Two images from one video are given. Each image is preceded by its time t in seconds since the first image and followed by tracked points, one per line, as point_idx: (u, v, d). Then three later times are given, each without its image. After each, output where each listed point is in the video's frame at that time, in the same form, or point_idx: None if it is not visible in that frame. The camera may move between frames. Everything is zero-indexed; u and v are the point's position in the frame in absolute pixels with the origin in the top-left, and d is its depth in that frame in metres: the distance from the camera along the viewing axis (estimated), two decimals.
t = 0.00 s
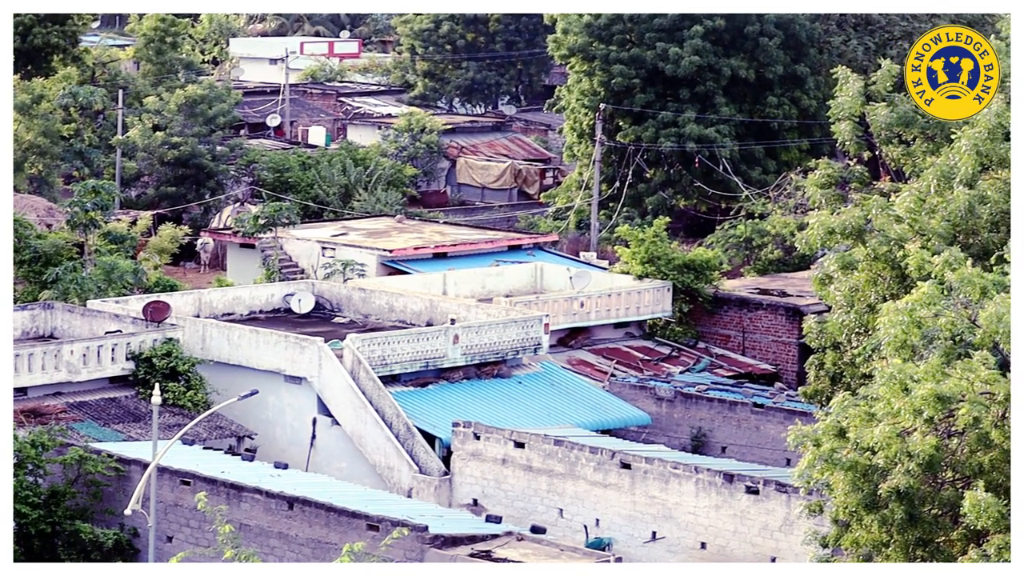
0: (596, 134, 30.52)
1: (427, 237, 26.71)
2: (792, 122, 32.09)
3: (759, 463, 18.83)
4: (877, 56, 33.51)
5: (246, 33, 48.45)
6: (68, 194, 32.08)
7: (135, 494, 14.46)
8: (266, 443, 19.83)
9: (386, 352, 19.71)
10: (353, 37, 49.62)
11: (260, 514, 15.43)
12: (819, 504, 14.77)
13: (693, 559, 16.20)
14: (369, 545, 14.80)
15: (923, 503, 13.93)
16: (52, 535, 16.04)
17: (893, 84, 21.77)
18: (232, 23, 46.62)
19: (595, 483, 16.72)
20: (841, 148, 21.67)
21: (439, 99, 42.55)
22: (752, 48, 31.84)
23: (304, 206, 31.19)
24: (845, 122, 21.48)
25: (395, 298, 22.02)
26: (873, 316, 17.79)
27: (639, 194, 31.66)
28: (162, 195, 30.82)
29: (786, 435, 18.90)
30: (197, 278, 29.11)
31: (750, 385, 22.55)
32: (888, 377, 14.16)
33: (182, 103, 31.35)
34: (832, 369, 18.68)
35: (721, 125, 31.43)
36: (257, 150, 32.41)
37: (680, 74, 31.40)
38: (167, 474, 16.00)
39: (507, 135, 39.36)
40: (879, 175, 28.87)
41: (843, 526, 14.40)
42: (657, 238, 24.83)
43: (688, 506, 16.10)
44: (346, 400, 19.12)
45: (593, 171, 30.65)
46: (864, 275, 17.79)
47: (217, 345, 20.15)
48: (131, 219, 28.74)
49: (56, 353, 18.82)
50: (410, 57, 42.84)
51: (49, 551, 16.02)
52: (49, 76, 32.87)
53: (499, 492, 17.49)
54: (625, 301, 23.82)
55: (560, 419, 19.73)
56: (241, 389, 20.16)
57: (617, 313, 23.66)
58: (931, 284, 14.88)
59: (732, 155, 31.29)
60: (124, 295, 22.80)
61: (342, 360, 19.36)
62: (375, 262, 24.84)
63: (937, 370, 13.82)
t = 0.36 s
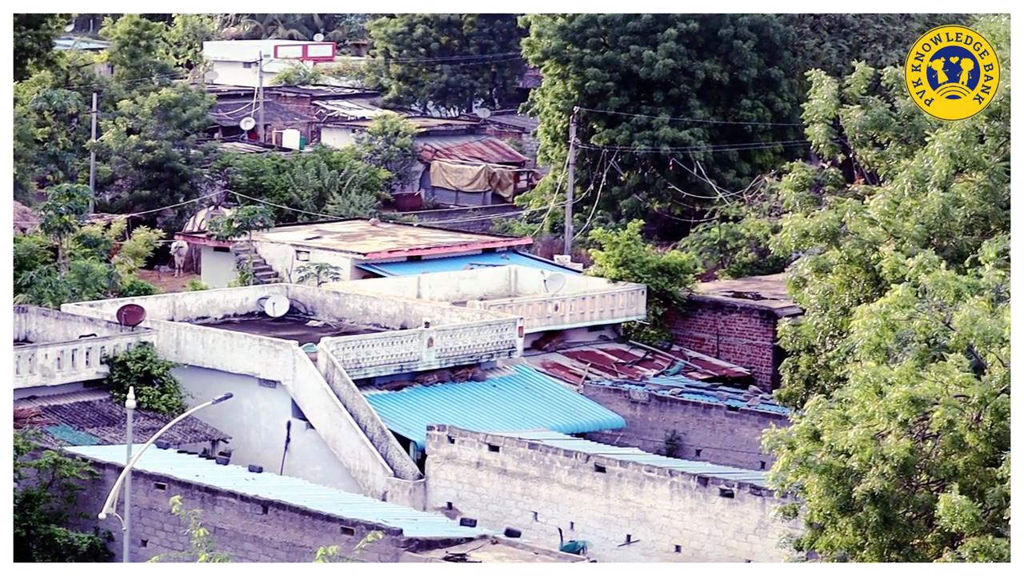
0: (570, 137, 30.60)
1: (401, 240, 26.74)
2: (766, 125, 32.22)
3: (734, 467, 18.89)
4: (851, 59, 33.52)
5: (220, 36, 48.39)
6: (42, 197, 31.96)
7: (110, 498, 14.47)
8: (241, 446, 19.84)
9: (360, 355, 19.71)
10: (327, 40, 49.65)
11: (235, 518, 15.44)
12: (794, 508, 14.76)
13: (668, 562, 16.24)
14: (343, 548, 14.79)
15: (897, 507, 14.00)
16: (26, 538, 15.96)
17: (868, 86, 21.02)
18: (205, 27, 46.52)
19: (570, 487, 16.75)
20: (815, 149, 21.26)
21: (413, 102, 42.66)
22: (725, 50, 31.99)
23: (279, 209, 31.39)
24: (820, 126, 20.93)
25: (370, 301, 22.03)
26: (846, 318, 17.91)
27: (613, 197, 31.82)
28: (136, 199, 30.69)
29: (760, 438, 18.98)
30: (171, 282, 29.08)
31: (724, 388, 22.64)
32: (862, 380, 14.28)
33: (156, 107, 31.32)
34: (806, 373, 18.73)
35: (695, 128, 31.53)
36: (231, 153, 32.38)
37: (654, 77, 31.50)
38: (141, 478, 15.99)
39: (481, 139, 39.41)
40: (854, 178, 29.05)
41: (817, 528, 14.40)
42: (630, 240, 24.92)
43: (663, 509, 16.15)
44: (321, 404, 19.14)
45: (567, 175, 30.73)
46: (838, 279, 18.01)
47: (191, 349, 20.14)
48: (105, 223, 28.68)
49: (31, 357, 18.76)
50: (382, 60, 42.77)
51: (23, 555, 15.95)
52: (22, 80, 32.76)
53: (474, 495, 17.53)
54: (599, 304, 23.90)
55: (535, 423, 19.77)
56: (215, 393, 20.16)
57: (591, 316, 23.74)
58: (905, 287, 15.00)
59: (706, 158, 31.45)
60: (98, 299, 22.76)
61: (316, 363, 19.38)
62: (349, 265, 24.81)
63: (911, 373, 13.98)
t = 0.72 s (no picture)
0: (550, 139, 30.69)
1: (382, 243, 26.78)
2: (745, 127, 32.34)
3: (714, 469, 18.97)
4: (831, 61, 33.65)
5: (199, 38, 48.37)
6: (22, 200, 31.82)
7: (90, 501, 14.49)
8: (221, 449, 19.88)
9: (340, 358, 19.76)
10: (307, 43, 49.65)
11: (215, 520, 15.46)
12: (774, 509, 14.87)
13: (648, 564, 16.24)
14: (323, 551, 14.76)
15: (877, 509, 14.02)
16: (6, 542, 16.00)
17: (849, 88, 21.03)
18: (185, 29, 46.48)
19: (550, 489, 16.74)
20: (794, 154, 21.09)
21: (392, 105, 42.67)
22: (705, 53, 32.10)
23: (259, 212, 31.48)
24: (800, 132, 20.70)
25: (350, 304, 22.09)
26: (826, 320, 18.01)
27: (593, 199, 32.00)
28: (115, 202, 30.64)
29: (741, 440, 19.07)
30: (151, 285, 29.09)
31: (703, 390, 22.75)
32: (843, 383, 14.43)
33: (136, 110, 31.30)
34: (786, 375, 18.82)
35: (675, 130, 31.62)
36: (210, 155, 32.36)
37: (634, 80, 31.62)
38: (121, 480, 16.01)
39: (461, 141, 39.45)
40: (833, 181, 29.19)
41: (797, 530, 14.48)
42: (610, 243, 24.84)
43: (643, 511, 16.14)
44: (301, 406, 19.13)
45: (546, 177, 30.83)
46: (817, 280, 18.13)
47: (171, 351, 20.17)
48: (85, 226, 28.65)
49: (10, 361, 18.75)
50: (363, 63, 43.07)
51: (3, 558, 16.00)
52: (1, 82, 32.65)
53: (454, 498, 17.46)
54: (579, 306, 24.01)
55: (515, 425, 19.74)
56: (195, 395, 20.19)
57: (570, 319, 23.84)
58: (885, 290, 15.12)
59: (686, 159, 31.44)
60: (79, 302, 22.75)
61: (296, 366, 19.39)
62: (330, 268, 24.87)
63: (891, 375, 14.07)
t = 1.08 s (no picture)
0: (522, 142, 30.86)
1: (354, 247, 26.88)
2: (718, 131, 32.52)
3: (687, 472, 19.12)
4: (803, 64, 33.91)
5: (172, 42, 48.38)
6: None
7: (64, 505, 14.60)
8: (193, 453, 19.97)
9: (313, 361, 19.87)
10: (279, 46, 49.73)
11: (187, 524, 15.55)
12: (746, 512, 14.83)
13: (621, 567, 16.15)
14: (296, 554, 14.80)
15: (850, 511, 13.80)
16: None
17: (821, 91, 20.70)
18: (157, 33, 46.46)
19: (522, 492, 16.68)
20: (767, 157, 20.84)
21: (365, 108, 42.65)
22: (678, 56, 32.26)
23: (231, 216, 31.53)
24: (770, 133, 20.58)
25: (322, 307, 22.24)
26: (799, 323, 17.95)
27: (565, 203, 32.12)
28: (88, 206, 30.67)
29: (713, 443, 19.20)
30: (124, 289, 29.13)
31: (676, 393, 22.88)
32: (814, 385, 14.08)
33: (109, 113, 31.35)
34: (759, 378, 18.92)
35: (648, 133, 31.80)
36: (183, 160, 32.47)
37: (606, 83, 31.85)
38: (94, 485, 16.12)
39: (433, 144, 39.58)
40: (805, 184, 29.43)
41: (770, 533, 14.25)
42: (582, 246, 25.19)
43: (615, 514, 16.08)
44: (274, 410, 19.24)
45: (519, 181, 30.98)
46: (790, 284, 18.08)
47: (143, 355, 20.27)
48: (58, 230, 28.68)
49: None
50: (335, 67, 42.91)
51: None
52: None
53: (427, 501, 17.43)
54: (552, 310, 24.17)
55: (487, 428, 19.84)
56: (167, 399, 20.30)
57: (543, 322, 23.99)
58: (857, 292, 15.06)
59: (658, 163, 31.75)
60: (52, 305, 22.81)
61: (269, 370, 19.52)
62: (302, 272, 25.05)
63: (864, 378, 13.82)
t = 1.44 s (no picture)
0: (501, 145, 30.83)
1: (333, 249, 26.83)
2: (697, 133, 32.51)
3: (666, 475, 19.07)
4: (782, 66, 33.93)
5: (150, 46, 48.28)
6: None
7: (44, 508, 14.51)
8: (173, 456, 19.93)
9: (291, 364, 19.77)
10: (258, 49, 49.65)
11: (167, 527, 15.48)
12: (725, 514, 14.62)
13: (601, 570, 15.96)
14: (275, 557, 14.76)
15: (829, 514, 13.64)
16: None
17: (800, 93, 20.69)
18: (135, 36, 46.36)
19: (501, 495, 16.56)
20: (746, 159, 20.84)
21: (344, 111, 42.40)
22: (657, 58, 32.25)
23: (210, 219, 31.46)
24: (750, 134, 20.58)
25: (301, 310, 22.16)
26: (778, 326, 17.85)
27: (544, 206, 32.10)
28: (68, 209, 30.46)
29: (692, 446, 19.16)
30: (103, 292, 29.03)
31: (655, 396, 22.85)
32: (793, 388, 14.09)
33: (88, 116, 31.26)
34: (738, 380, 18.86)
35: (626, 136, 31.80)
36: (162, 163, 32.35)
37: (585, 85, 31.77)
38: (73, 488, 16.05)
39: (412, 147, 39.54)
40: (784, 186, 29.52)
41: (749, 536, 14.16)
42: (561, 249, 25.27)
43: (595, 517, 15.93)
44: (253, 413, 19.15)
45: (498, 183, 30.96)
46: (770, 286, 17.93)
47: (122, 358, 20.20)
48: (37, 233, 28.58)
49: None
50: (314, 68, 42.76)
51: None
52: None
53: (406, 504, 17.35)
54: (531, 312, 24.13)
55: (467, 431, 19.76)
56: (146, 402, 20.23)
57: (522, 325, 23.96)
58: (836, 295, 14.99)
59: (637, 165, 31.75)
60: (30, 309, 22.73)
61: (248, 373, 19.41)
62: (281, 274, 24.93)
63: (843, 381, 13.82)
